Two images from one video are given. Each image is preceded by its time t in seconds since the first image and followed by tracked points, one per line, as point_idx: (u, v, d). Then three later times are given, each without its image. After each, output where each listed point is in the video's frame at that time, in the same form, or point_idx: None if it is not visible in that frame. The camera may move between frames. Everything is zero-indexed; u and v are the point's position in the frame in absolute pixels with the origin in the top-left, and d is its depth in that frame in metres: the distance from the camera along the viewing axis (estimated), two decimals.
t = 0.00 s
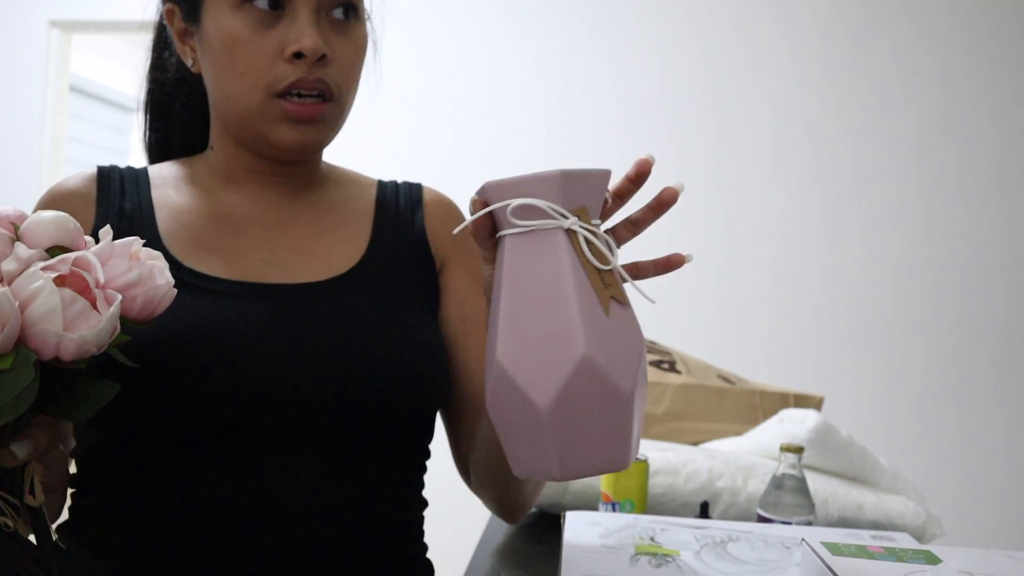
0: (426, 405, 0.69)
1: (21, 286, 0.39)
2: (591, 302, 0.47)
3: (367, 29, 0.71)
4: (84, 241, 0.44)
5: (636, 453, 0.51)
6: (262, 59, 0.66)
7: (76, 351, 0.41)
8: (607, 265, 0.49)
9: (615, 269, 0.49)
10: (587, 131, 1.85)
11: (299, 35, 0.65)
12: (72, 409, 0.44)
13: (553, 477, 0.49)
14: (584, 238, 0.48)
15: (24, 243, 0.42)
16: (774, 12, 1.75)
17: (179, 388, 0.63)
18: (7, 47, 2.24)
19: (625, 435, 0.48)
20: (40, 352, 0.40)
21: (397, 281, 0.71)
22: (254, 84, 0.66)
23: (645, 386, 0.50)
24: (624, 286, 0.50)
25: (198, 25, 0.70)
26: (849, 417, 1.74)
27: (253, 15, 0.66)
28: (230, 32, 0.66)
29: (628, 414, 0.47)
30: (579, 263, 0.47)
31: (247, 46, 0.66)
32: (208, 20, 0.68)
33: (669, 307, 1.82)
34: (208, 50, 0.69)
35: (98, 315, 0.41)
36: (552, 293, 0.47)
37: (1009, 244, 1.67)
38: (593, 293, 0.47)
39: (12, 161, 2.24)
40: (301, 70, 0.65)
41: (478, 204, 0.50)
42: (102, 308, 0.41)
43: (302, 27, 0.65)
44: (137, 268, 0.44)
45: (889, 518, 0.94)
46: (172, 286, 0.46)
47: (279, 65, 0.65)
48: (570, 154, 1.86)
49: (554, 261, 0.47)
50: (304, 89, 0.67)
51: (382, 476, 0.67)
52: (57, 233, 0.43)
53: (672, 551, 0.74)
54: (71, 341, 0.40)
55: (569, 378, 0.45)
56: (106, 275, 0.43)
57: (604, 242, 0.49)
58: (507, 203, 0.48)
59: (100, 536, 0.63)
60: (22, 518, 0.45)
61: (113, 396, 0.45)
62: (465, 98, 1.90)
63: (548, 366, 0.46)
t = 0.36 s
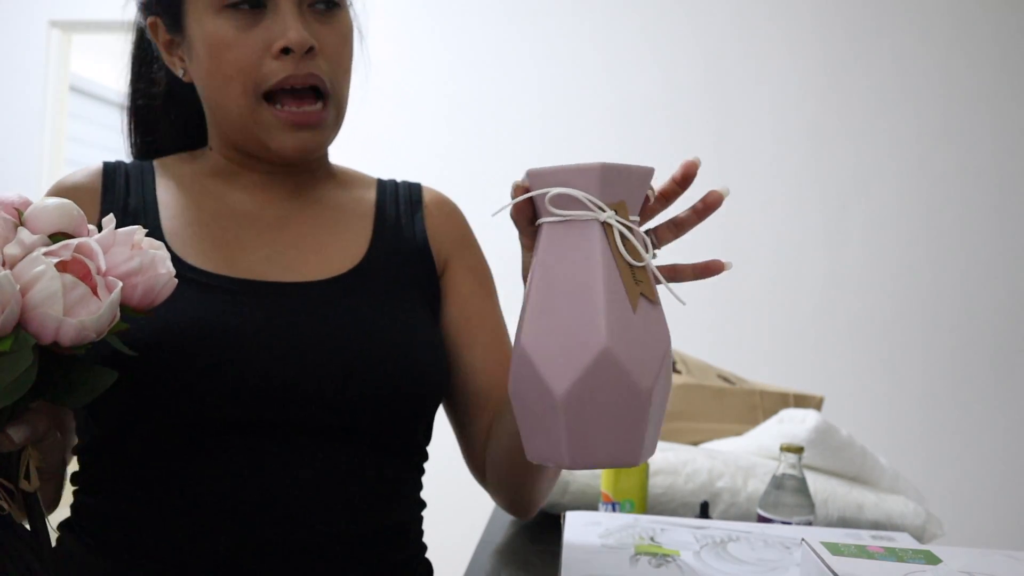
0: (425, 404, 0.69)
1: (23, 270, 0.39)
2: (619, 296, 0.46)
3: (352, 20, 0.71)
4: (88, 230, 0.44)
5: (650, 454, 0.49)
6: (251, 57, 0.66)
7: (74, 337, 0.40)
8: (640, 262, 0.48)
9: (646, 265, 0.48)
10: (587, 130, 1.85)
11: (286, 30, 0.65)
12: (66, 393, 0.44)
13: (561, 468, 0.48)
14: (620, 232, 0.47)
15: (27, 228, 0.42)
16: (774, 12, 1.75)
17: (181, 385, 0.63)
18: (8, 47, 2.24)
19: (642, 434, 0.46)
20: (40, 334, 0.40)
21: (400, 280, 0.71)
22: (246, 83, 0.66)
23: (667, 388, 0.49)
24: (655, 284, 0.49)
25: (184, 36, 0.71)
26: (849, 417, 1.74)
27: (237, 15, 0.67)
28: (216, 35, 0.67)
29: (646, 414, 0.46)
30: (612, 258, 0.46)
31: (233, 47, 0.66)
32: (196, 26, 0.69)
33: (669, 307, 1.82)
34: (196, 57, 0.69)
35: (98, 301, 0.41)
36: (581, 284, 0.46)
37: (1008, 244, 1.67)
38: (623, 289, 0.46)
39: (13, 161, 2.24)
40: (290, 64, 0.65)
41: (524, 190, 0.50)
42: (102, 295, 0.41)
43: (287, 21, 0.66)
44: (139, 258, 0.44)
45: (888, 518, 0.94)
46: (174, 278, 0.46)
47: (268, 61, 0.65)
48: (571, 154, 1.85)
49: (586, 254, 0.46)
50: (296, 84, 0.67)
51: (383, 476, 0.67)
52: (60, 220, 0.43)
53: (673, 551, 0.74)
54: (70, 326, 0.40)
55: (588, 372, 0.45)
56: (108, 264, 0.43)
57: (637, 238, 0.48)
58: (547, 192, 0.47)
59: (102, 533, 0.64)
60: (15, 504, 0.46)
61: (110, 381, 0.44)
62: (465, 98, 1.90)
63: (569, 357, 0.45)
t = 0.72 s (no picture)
0: (423, 401, 0.69)
1: (23, 256, 0.42)
2: (597, 191, 0.53)
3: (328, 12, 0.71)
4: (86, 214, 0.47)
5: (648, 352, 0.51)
6: (233, 56, 0.66)
7: (79, 321, 0.43)
8: (630, 163, 0.53)
9: (637, 167, 0.53)
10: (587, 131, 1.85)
11: (265, 26, 0.65)
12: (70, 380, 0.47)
13: (553, 357, 0.54)
14: (613, 137, 0.54)
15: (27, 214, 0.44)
16: (774, 12, 1.75)
17: (180, 385, 0.63)
18: (9, 47, 2.24)
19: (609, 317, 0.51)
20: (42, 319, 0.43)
21: (397, 278, 0.71)
22: (230, 82, 0.66)
23: (659, 282, 0.51)
24: (650, 186, 0.53)
25: (161, 43, 0.71)
26: (848, 417, 1.74)
27: (215, 17, 0.67)
28: (197, 38, 0.67)
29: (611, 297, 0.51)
30: (602, 158, 0.53)
31: (214, 50, 0.66)
32: (173, 33, 0.69)
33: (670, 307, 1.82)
34: (178, 64, 0.69)
35: (99, 285, 0.43)
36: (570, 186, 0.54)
37: (1008, 244, 1.67)
38: (604, 183, 0.53)
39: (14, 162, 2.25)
40: (273, 59, 0.66)
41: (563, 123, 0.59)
42: (103, 279, 0.43)
43: (266, 18, 0.66)
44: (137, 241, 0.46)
45: (888, 517, 0.95)
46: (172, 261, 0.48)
47: (251, 59, 0.66)
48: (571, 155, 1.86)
49: (583, 159, 0.54)
50: (281, 80, 0.67)
51: (383, 476, 0.67)
52: (57, 206, 0.45)
53: (672, 551, 0.74)
54: (74, 310, 0.42)
55: (558, 257, 0.53)
56: (107, 248, 0.45)
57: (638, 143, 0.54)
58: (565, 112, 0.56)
59: (103, 536, 0.64)
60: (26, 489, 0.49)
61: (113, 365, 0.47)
62: (464, 98, 1.90)
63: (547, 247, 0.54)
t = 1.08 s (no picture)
0: (420, 397, 0.70)
1: (5, 289, 0.42)
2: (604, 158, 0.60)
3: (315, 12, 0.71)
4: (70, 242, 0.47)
5: (574, 302, 0.57)
6: (228, 60, 0.66)
7: (63, 349, 0.43)
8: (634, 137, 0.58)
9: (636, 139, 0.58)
10: (586, 131, 1.85)
11: (259, 30, 0.66)
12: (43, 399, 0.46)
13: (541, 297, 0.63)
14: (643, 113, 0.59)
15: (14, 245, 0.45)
16: (775, 12, 1.75)
17: (180, 387, 0.63)
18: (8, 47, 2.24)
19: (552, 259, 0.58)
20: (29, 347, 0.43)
21: (393, 279, 0.71)
22: (227, 87, 0.67)
23: (596, 241, 0.56)
24: (636, 158, 0.56)
25: (150, 50, 0.70)
26: (848, 417, 1.74)
27: (208, 22, 0.67)
28: (189, 44, 0.67)
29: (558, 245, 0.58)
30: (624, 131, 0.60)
31: (208, 56, 0.66)
32: (162, 40, 0.69)
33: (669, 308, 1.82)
34: (169, 70, 0.69)
35: (82, 313, 0.43)
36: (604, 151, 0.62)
37: (1008, 244, 1.67)
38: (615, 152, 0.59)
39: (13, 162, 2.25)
40: (271, 62, 0.66)
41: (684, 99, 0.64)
42: (85, 307, 0.43)
43: (260, 22, 0.66)
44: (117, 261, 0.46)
45: (888, 517, 0.95)
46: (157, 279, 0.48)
47: (248, 63, 0.66)
48: (571, 154, 1.86)
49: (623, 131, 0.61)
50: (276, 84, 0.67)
51: (383, 473, 0.68)
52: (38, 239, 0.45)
53: (672, 551, 0.74)
54: (57, 340, 0.42)
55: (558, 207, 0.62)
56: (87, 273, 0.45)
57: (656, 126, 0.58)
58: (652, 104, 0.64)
59: (106, 539, 0.64)
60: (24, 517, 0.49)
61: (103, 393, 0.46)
62: (464, 98, 1.90)
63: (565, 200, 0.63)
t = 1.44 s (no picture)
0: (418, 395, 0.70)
1: None
2: (457, 199, 0.57)
3: (290, 10, 0.69)
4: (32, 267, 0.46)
5: (506, 342, 0.57)
6: (179, 64, 0.65)
7: (25, 375, 0.42)
8: (480, 167, 0.56)
9: (490, 173, 0.56)
10: (586, 131, 1.85)
11: (210, 34, 0.64)
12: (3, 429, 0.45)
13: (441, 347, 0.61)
14: (472, 144, 0.56)
15: None
16: (775, 12, 1.75)
17: (177, 387, 0.63)
18: (10, 47, 2.24)
19: (468, 314, 0.56)
20: None
21: (390, 280, 0.71)
22: (176, 90, 0.65)
23: (510, 281, 0.55)
24: (500, 189, 0.56)
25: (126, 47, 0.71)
26: (848, 418, 1.74)
27: (169, 24, 0.66)
28: (149, 45, 0.66)
29: (469, 299, 0.56)
30: (458, 166, 0.57)
31: (160, 58, 0.65)
32: (131, 38, 0.68)
33: (669, 308, 1.82)
34: (138, 69, 0.69)
35: (44, 338, 0.42)
36: (439, 188, 0.58)
37: (1008, 244, 1.67)
38: (462, 188, 0.57)
39: (14, 162, 2.25)
40: (218, 68, 0.64)
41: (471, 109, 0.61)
42: (48, 331, 0.43)
43: (212, 26, 0.64)
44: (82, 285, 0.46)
45: (888, 518, 0.95)
46: (126, 299, 0.47)
47: (196, 67, 0.64)
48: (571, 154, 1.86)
49: (446, 164, 0.58)
50: (229, 90, 0.66)
51: (380, 472, 0.68)
52: None
53: (672, 551, 0.74)
54: (18, 367, 0.41)
55: (427, 258, 0.58)
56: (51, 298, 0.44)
57: (494, 153, 0.56)
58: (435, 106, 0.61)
59: (105, 540, 0.63)
60: None
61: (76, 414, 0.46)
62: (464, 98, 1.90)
63: (421, 249, 0.59)
